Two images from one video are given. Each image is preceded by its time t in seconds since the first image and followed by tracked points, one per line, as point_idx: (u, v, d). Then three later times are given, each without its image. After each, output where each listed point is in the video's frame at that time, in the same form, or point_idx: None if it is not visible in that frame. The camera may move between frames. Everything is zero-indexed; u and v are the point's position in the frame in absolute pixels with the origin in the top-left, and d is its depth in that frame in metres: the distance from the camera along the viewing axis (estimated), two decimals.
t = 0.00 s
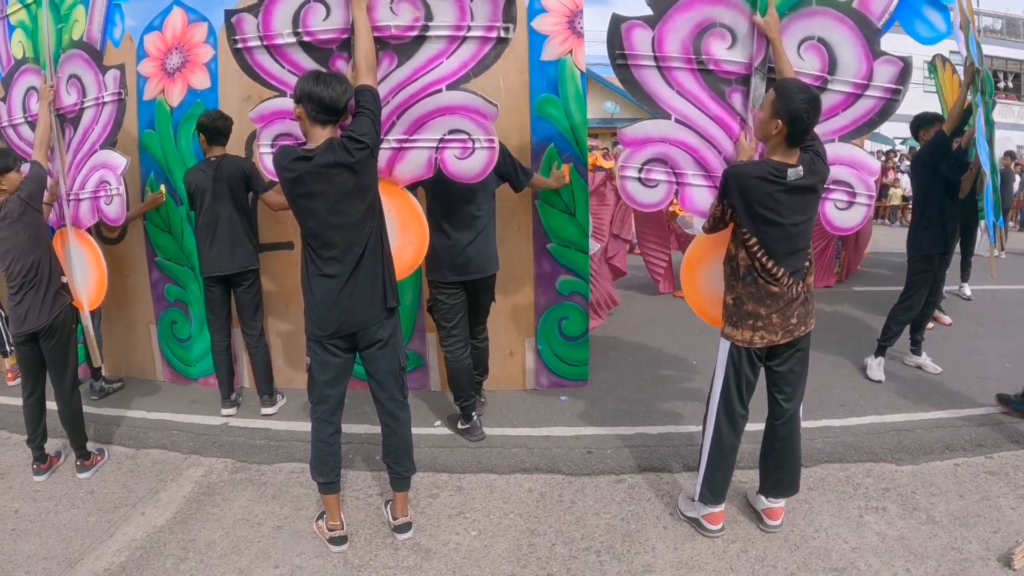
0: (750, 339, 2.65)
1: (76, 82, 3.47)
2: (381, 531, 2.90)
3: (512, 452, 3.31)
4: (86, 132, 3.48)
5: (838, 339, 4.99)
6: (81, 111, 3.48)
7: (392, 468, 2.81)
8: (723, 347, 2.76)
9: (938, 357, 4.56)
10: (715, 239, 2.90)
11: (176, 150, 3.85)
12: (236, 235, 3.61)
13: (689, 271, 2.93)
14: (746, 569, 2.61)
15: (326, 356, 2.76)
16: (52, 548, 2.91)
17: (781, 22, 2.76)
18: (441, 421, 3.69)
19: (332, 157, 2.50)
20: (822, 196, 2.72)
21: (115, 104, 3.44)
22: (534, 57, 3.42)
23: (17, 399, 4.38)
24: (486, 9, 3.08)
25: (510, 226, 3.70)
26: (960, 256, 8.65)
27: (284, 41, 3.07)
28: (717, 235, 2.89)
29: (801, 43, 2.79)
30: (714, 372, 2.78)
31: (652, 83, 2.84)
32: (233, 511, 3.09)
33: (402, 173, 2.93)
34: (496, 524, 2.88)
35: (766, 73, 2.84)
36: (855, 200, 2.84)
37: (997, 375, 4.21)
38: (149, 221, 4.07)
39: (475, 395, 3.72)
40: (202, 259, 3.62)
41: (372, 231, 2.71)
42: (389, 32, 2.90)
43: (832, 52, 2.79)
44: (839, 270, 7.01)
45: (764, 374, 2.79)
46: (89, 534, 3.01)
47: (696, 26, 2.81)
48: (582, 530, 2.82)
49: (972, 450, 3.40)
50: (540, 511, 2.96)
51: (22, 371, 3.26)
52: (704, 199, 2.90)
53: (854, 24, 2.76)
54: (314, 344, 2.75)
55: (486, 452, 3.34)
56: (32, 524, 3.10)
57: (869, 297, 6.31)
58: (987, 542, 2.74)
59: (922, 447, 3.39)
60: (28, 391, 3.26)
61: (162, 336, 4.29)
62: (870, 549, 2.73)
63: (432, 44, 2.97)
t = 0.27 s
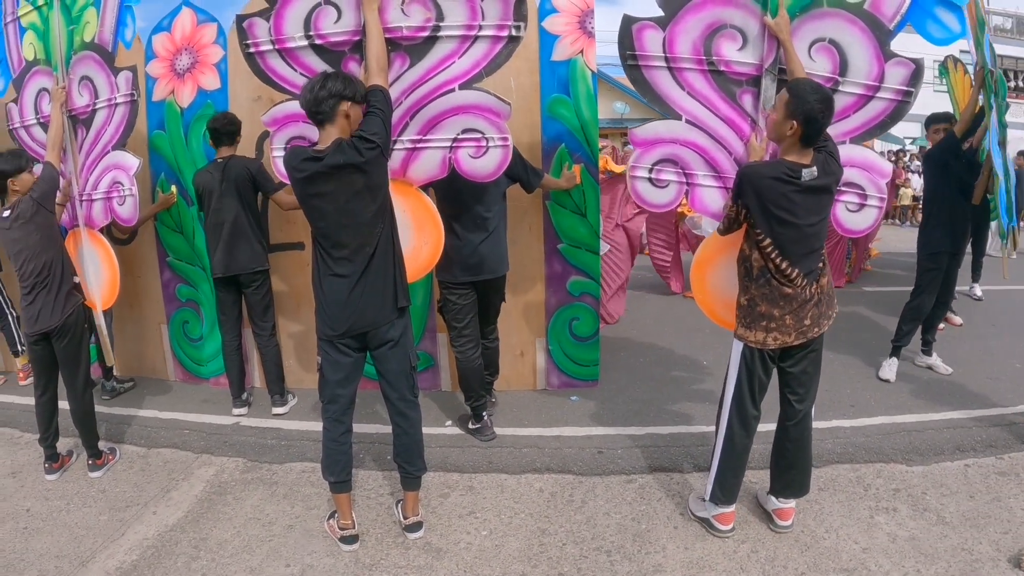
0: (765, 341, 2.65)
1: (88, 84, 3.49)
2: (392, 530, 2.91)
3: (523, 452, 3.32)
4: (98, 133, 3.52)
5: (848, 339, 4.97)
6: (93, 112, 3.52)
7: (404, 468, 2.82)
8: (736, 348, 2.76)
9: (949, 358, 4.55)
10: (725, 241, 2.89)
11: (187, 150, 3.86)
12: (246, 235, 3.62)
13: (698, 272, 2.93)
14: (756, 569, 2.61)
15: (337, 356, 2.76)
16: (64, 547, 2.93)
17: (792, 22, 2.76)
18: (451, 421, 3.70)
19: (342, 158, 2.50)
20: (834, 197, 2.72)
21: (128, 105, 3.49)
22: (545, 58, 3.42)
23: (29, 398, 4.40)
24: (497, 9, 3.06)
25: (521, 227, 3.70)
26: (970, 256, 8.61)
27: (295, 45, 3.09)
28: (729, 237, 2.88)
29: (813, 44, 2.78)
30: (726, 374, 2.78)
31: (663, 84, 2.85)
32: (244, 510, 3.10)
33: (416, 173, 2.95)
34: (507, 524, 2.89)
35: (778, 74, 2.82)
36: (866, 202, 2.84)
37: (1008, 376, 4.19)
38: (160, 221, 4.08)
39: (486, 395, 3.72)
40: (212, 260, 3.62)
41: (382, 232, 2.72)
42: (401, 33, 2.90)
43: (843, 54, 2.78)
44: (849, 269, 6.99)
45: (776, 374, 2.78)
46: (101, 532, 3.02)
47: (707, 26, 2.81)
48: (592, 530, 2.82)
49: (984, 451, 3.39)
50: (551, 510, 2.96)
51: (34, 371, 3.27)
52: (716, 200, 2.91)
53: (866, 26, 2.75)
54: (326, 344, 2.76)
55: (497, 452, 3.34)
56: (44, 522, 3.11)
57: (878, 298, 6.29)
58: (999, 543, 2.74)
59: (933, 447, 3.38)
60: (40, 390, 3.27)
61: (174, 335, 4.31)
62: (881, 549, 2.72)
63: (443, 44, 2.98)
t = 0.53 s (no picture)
0: (787, 343, 2.64)
1: (108, 88, 3.50)
2: (408, 530, 2.91)
3: (540, 453, 3.31)
4: (117, 136, 3.51)
5: (864, 341, 4.94)
6: (115, 115, 3.52)
7: (421, 469, 2.82)
8: (756, 350, 2.75)
9: (967, 360, 4.50)
10: (742, 243, 2.88)
11: (204, 151, 3.89)
12: (261, 235, 3.62)
13: (717, 276, 2.92)
14: (774, 572, 2.59)
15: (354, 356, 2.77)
16: (82, 544, 2.95)
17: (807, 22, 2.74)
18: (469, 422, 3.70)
19: (358, 158, 2.50)
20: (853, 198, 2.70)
21: (149, 109, 3.49)
22: (562, 57, 3.42)
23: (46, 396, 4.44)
24: (515, 9, 3.07)
25: (539, 228, 3.70)
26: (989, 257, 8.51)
27: (313, 47, 3.10)
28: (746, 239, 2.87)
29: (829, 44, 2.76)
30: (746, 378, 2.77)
31: (679, 85, 2.84)
32: (261, 509, 3.12)
33: (436, 174, 2.96)
34: (524, 524, 2.89)
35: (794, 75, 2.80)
36: (882, 202, 2.83)
37: None
38: (179, 222, 4.10)
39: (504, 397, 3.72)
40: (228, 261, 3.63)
41: (400, 232, 2.72)
42: (419, 34, 2.91)
43: (859, 54, 2.75)
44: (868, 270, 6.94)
45: (795, 376, 2.77)
46: (118, 530, 3.04)
47: (722, 27, 2.80)
48: (609, 531, 2.82)
49: (1003, 454, 3.35)
50: (568, 511, 2.96)
51: (53, 370, 3.30)
52: (733, 203, 2.88)
53: (880, 26, 2.72)
54: (343, 345, 2.76)
55: (514, 452, 3.34)
56: (62, 520, 3.14)
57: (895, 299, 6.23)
58: (1019, 547, 2.71)
59: (953, 451, 3.35)
60: (59, 388, 3.30)
61: (191, 335, 4.33)
62: (899, 553, 2.70)
63: (461, 45, 2.97)
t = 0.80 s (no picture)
0: (815, 345, 2.63)
1: (140, 91, 3.50)
2: (436, 530, 2.92)
3: (569, 454, 3.31)
4: (150, 139, 3.53)
5: (891, 345, 4.89)
6: (147, 118, 3.51)
7: (449, 469, 2.82)
8: (784, 352, 2.74)
9: (996, 365, 4.44)
10: (771, 245, 2.86)
11: (234, 152, 3.92)
12: (290, 236, 3.66)
13: (745, 277, 2.90)
14: None
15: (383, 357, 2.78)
16: (111, 540, 2.98)
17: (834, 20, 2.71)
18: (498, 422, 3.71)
19: (389, 158, 2.52)
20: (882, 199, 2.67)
21: (181, 111, 3.43)
22: (591, 58, 3.42)
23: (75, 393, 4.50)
24: (544, 8, 3.05)
25: (569, 229, 3.70)
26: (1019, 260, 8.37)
27: (342, 49, 3.10)
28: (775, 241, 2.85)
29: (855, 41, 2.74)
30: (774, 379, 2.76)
31: (708, 85, 2.82)
32: (289, 507, 3.14)
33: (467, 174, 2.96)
34: (551, 525, 2.89)
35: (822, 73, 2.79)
36: (910, 200, 2.79)
37: None
38: (208, 221, 4.14)
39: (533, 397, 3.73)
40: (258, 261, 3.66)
41: (430, 232, 2.73)
42: (449, 34, 2.93)
43: (885, 51, 2.74)
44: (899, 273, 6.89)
45: (823, 379, 2.75)
46: (147, 526, 3.07)
47: (749, 26, 2.78)
48: (637, 534, 2.81)
49: None
50: (595, 513, 2.96)
51: (85, 368, 3.34)
52: (763, 204, 2.87)
53: (905, 22, 2.71)
54: (373, 345, 2.78)
55: (543, 453, 3.34)
56: (91, 515, 3.17)
57: (923, 303, 6.16)
58: None
59: (984, 456, 3.31)
60: (90, 386, 3.34)
61: (222, 334, 4.37)
62: (929, 559, 2.67)
63: (491, 45, 2.98)
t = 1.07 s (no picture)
0: (859, 350, 2.60)
1: (188, 92, 3.60)
2: (477, 530, 2.93)
3: (613, 456, 3.31)
4: (197, 140, 3.60)
5: (931, 351, 4.81)
6: (195, 119, 3.59)
7: (492, 470, 2.83)
8: (828, 357, 2.72)
9: None
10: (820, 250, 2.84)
11: (278, 152, 3.96)
12: (337, 235, 3.69)
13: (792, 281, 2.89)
14: None
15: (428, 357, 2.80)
16: (153, 532, 3.03)
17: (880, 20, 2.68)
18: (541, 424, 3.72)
19: (434, 159, 2.51)
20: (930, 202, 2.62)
21: (228, 112, 3.51)
22: (637, 59, 3.42)
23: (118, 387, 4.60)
24: (592, 9, 3.05)
25: (615, 231, 3.71)
26: None
27: (390, 51, 3.13)
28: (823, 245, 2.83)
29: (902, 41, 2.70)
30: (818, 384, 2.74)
31: (753, 89, 2.82)
32: (332, 504, 3.17)
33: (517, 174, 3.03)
34: (592, 528, 2.89)
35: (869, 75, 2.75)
36: (960, 203, 2.75)
37: None
38: (254, 222, 4.20)
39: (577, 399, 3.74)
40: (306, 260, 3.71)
41: (477, 233, 2.73)
42: (496, 36, 2.95)
43: (932, 52, 2.69)
44: (945, 278, 6.78)
45: (868, 384, 2.72)
46: (190, 520, 3.12)
47: (794, 29, 2.79)
48: (678, 538, 2.80)
49: None
50: (637, 516, 2.95)
51: (132, 364, 3.40)
52: (809, 208, 2.85)
53: (952, 21, 2.67)
54: (418, 345, 2.80)
55: (586, 455, 3.34)
56: (135, 508, 3.23)
57: (965, 309, 6.04)
58: None
59: None
60: (136, 382, 3.39)
61: (266, 332, 4.43)
62: (976, 571, 2.63)
63: (539, 47, 2.99)
